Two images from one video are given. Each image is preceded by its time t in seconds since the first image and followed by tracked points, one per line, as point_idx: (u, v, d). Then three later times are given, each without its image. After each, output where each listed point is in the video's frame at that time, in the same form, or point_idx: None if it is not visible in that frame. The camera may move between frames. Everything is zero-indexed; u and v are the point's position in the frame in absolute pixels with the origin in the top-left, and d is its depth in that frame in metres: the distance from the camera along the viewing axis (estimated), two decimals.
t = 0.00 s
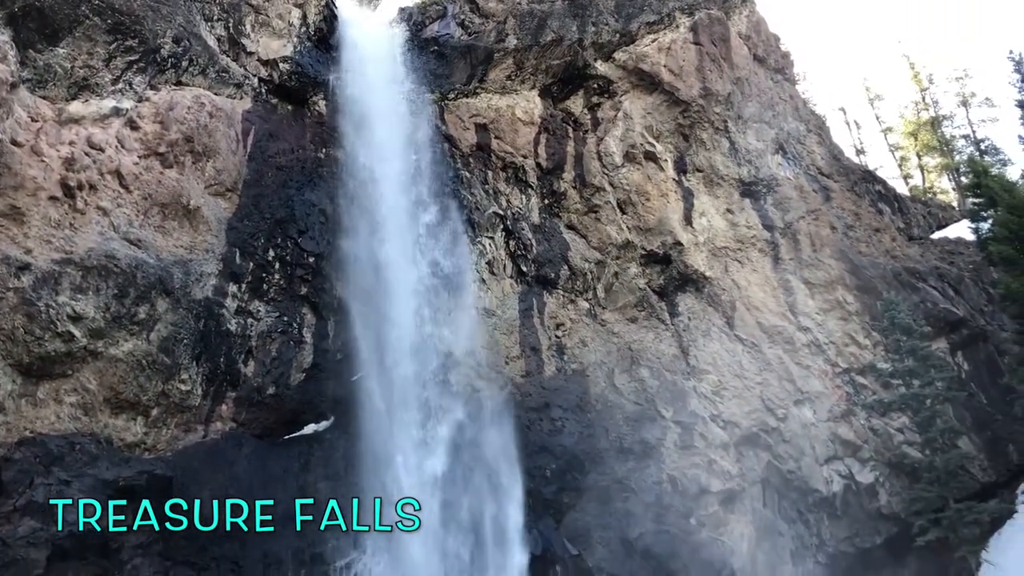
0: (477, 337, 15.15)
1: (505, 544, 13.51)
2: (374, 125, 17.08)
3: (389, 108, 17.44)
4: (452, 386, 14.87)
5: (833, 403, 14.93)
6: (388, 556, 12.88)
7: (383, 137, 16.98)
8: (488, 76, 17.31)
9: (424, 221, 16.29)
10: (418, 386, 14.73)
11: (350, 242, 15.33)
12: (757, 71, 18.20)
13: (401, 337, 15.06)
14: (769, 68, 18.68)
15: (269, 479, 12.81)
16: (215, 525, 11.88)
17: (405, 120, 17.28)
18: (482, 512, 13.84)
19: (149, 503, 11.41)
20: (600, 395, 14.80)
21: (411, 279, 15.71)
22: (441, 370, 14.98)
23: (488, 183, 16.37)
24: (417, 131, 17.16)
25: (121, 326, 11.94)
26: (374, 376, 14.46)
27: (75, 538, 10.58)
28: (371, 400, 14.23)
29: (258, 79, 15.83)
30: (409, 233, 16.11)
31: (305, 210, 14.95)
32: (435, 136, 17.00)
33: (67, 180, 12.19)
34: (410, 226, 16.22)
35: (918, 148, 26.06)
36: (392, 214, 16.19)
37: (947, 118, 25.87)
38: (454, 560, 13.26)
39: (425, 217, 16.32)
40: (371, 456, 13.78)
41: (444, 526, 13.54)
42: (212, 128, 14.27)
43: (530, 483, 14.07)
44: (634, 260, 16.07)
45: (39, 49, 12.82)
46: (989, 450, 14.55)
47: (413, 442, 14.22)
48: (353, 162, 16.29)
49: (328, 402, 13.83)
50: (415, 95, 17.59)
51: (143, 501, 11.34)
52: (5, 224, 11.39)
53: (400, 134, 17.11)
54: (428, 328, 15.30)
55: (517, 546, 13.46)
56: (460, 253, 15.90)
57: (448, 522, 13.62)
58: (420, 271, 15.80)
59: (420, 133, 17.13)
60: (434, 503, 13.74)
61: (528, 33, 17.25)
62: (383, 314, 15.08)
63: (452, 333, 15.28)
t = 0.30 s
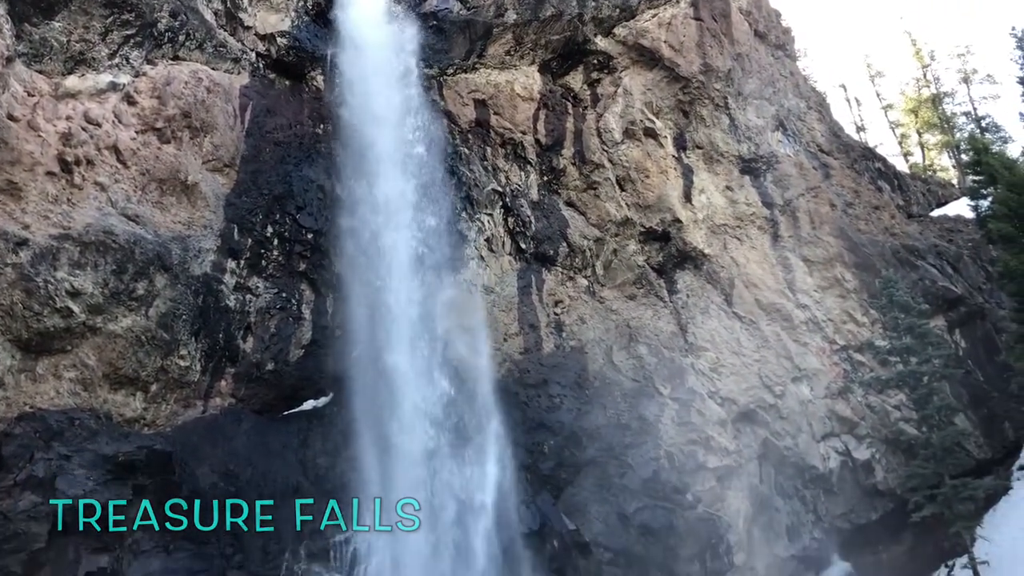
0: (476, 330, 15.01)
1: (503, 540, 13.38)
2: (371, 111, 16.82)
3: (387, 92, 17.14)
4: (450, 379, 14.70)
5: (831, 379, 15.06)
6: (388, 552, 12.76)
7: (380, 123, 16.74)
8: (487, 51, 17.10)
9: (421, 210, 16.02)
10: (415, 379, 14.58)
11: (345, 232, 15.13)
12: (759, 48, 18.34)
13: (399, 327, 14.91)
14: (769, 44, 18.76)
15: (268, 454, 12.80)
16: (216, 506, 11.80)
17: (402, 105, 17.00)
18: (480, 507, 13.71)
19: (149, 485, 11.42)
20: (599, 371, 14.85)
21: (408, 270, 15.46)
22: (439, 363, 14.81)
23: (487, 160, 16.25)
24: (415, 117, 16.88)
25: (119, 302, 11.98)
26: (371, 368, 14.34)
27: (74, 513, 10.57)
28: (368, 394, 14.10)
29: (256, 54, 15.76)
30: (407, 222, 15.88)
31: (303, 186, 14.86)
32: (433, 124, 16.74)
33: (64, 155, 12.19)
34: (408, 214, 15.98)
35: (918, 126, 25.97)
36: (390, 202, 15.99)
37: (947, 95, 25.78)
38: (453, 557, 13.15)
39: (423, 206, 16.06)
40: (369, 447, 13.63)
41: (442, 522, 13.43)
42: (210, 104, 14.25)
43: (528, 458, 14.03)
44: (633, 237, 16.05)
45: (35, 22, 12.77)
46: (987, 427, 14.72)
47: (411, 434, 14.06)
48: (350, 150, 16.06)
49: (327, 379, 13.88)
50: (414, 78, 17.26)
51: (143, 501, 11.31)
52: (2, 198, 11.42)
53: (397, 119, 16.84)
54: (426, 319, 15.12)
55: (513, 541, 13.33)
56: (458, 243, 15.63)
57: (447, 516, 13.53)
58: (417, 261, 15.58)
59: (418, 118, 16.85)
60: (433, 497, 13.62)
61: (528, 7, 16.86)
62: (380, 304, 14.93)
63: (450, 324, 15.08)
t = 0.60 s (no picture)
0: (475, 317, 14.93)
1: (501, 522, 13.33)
2: (371, 96, 16.65)
3: (387, 78, 16.98)
4: (450, 365, 14.65)
5: (828, 355, 15.12)
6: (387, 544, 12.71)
7: (380, 109, 16.57)
8: (486, 24, 17.07)
9: (421, 195, 15.85)
10: (415, 366, 14.52)
11: (344, 210, 15.04)
12: (759, 21, 18.26)
13: (398, 315, 14.81)
14: (770, 18, 18.68)
15: (268, 427, 12.88)
16: (215, 482, 11.92)
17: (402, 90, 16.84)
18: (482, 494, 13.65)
19: (148, 460, 11.51)
20: (597, 346, 14.91)
21: (408, 256, 15.33)
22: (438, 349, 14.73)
23: (485, 134, 16.22)
24: (415, 101, 16.73)
25: (118, 276, 11.95)
26: (370, 357, 14.25)
27: (75, 486, 10.78)
28: (367, 376, 14.08)
29: (254, 26, 15.67)
30: (406, 207, 15.70)
31: (301, 160, 14.80)
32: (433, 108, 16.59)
33: (61, 128, 12.12)
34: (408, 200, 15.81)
35: (919, 101, 25.87)
36: (389, 188, 15.80)
37: (948, 70, 25.68)
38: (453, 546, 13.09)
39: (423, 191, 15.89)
40: (368, 437, 13.54)
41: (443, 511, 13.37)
42: (207, 77, 14.25)
43: (526, 432, 14.09)
44: (632, 212, 16.07)
45: None
46: (982, 403, 14.81)
47: (411, 423, 13.98)
48: (349, 135, 15.86)
49: (326, 353, 13.90)
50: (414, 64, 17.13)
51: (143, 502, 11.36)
52: None
53: (397, 104, 16.67)
54: (426, 305, 15.00)
55: (513, 529, 13.25)
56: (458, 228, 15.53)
57: (448, 505, 13.45)
58: (417, 247, 15.44)
59: (418, 103, 16.69)
60: (433, 486, 13.55)
61: None
62: (379, 292, 14.84)
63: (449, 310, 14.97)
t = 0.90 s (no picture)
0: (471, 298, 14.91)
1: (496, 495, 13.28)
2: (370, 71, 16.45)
3: (386, 53, 16.79)
4: (446, 345, 14.62)
5: (825, 327, 15.24)
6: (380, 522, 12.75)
7: (380, 86, 16.40)
8: None
9: (418, 172, 15.73)
10: (411, 341, 14.52)
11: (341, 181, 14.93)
12: None
13: (394, 293, 14.76)
14: None
15: (266, 398, 12.90)
16: (214, 451, 11.96)
17: (403, 67, 16.68)
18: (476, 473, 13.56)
19: (146, 430, 11.46)
20: (594, 318, 14.94)
21: (404, 230, 15.27)
22: (433, 325, 14.69)
23: (484, 105, 16.20)
24: (415, 79, 16.59)
25: (115, 247, 11.95)
26: (366, 334, 14.21)
27: (74, 456, 10.65)
28: (363, 349, 14.07)
29: None
30: (404, 185, 15.60)
31: (298, 130, 14.70)
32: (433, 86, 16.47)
33: (56, 98, 12.08)
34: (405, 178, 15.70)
35: (920, 73, 25.75)
36: (387, 165, 15.67)
37: (950, 41, 25.53)
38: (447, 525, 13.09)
39: (420, 168, 15.76)
40: (365, 413, 13.52)
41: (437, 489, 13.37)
42: (203, 46, 14.18)
43: (524, 403, 14.06)
44: (631, 184, 16.06)
45: None
46: (978, 374, 14.90)
47: (407, 401, 13.97)
48: (347, 109, 15.69)
49: (324, 324, 13.97)
50: (414, 38, 16.94)
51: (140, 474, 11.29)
52: None
53: (397, 81, 16.52)
54: (421, 283, 14.95)
55: (509, 502, 13.18)
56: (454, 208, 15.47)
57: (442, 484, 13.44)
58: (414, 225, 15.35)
59: (418, 81, 16.56)
60: (429, 464, 13.54)
61: None
62: (376, 269, 14.76)
63: (446, 291, 14.95)
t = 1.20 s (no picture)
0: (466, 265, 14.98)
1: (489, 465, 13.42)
2: (365, 44, 16.24)
3: (383, 18, 16.58)
4: (443, 320, 14.58)
5: (821, 298, 15.66)
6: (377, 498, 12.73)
7: (376, 60, 16.23)
8: None
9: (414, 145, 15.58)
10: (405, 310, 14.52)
11: (336, 149, 14.80)
12: None
13: (391, 268, 14.70)
14: None
15: (263, 369, 12.91)
16: (212, 422, 11.97)
17: (398, 39, 16.45)
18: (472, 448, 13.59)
19: (144, 400, 11.49)
20: (591, 290, 15.01)
21: (399, 200, 15.21)
22: (427, 295, 14.70)
23: (480, 75, 16.01)
24: (411, 51, 16.37)
25: (111, 219, 11.90)
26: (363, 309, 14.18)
27: (73, 427, 10.69)
28: (357, 317, 14.08)
29: None
30: (400, 159, 15.45)
31: (293, 101, 14.52)
32: (430, 57, 16.22)
33: (49, 68, 11.91)
34: (401, 148, 15.58)
35: (918, 43, 25.64)
36: (382, 141, 15.53)
37: (949, 10, 25.41)
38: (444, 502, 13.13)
39: (416, 142, 15.60)
40: (362, 389, 13.47)
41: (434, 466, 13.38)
42: (197, 15, 14.10)
43: (520, 374, 14.05)
44: (628, 155, 16.17)
45: None
46: (974, 344, 15.53)
47: (404, 376, 13.96)
48: (343, 75, 15.54)
49: (321, 295, 13.95)
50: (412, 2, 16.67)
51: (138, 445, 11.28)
52: None
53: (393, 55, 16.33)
54: (415, 253, 14.94)
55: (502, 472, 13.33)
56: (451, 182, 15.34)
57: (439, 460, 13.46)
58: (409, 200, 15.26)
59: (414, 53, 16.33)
60: (423, 435, 13.59)
61: None
62: (373, 245, 14.68)
63: (442, 267, 14.94)
